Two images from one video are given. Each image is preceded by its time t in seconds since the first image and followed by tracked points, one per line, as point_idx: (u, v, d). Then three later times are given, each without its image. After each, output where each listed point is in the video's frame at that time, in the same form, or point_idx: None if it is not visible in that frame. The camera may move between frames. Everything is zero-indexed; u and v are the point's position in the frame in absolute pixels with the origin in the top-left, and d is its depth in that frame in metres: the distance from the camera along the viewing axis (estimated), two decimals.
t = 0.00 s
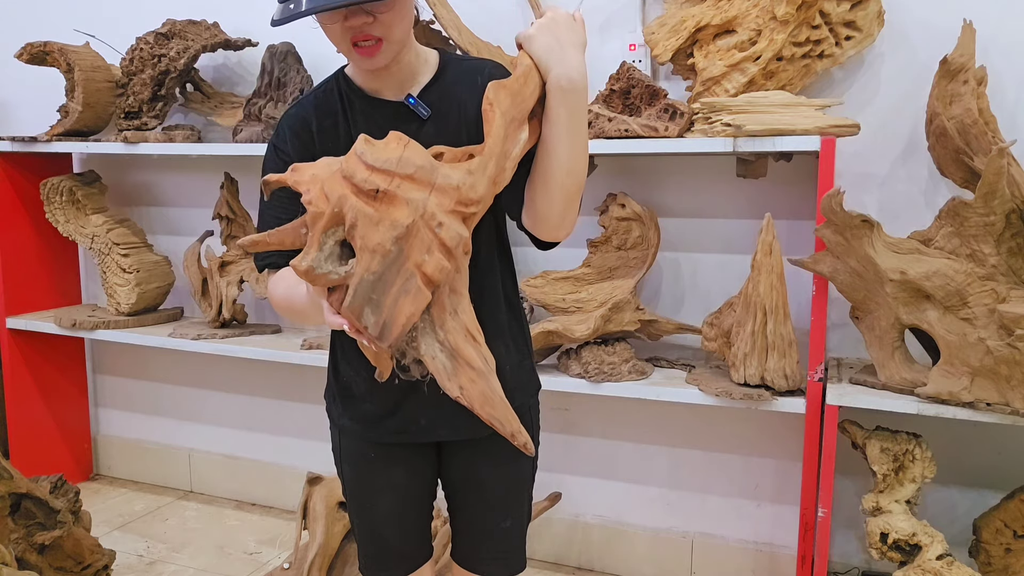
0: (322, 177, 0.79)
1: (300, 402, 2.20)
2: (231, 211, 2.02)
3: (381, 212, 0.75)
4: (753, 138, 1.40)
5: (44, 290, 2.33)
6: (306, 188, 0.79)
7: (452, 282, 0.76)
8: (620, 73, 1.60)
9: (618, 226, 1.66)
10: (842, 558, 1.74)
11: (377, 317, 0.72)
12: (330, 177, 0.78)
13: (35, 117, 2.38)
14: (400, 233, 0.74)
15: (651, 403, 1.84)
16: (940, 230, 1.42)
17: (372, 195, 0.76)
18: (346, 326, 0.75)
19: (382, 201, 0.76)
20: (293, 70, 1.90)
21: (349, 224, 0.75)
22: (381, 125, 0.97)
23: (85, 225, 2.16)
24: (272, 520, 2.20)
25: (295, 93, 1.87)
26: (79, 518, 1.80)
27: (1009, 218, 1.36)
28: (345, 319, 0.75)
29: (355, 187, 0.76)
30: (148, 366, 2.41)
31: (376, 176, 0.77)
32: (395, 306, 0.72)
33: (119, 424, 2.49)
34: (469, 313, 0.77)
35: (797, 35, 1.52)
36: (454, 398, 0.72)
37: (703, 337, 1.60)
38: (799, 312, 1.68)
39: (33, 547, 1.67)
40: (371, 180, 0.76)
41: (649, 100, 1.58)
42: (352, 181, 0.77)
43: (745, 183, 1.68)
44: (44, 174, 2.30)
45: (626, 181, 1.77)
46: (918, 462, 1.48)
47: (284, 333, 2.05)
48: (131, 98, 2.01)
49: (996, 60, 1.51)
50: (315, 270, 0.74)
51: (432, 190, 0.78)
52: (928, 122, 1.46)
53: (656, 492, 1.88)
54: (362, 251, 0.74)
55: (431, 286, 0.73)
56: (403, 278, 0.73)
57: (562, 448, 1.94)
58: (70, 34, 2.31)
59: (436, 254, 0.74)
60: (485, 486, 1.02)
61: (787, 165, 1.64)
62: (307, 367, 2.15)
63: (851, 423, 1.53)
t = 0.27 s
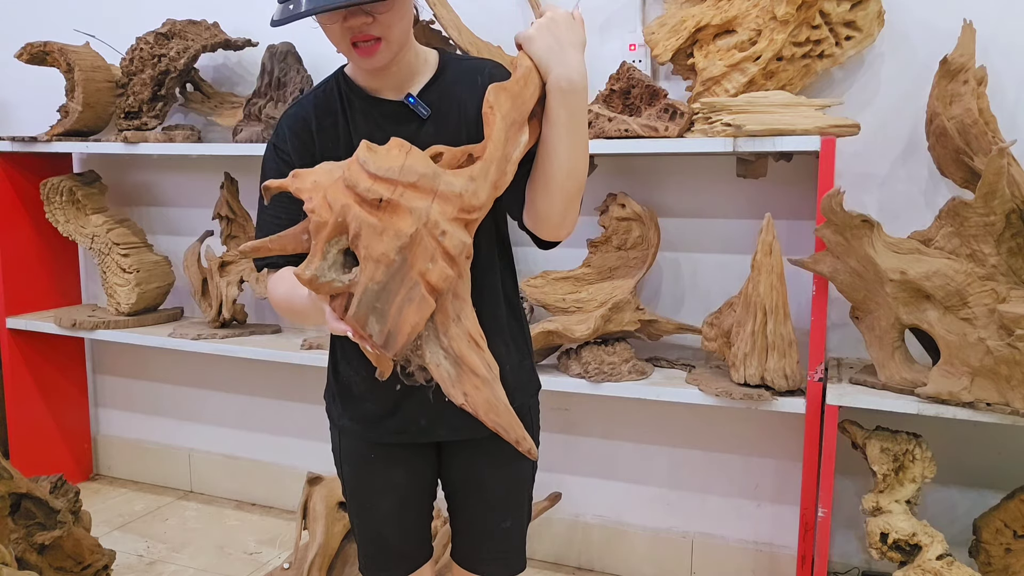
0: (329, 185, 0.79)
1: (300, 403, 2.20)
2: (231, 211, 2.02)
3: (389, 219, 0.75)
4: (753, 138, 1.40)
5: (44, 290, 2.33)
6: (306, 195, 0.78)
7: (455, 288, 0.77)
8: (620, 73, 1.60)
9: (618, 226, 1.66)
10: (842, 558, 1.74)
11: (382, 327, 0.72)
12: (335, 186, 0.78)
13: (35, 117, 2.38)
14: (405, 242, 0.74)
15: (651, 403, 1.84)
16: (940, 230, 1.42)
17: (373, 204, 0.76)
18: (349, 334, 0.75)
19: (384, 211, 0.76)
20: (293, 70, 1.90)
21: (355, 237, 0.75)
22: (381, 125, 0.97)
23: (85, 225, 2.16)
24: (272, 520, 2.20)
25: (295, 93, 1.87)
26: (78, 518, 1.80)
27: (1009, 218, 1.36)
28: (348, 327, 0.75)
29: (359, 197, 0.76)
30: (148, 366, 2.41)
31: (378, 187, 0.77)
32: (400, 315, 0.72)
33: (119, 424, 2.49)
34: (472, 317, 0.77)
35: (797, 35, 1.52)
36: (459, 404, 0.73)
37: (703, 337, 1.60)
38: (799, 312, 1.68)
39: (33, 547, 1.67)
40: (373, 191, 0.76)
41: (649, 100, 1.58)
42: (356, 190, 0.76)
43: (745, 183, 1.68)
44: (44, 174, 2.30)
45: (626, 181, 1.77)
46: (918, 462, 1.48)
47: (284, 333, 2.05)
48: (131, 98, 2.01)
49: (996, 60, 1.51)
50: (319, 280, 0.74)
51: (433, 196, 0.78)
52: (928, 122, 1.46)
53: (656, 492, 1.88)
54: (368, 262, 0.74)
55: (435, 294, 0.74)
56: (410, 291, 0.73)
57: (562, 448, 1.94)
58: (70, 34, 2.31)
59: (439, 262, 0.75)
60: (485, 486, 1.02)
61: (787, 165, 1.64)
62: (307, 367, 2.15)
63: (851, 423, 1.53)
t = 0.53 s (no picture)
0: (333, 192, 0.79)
1: (300, 403, 2.20)
2: (231, 211, 2.02)
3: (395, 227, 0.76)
4: (753, 138, 1.40)
5: (44, 290, 2.33)
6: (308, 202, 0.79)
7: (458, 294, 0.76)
8: (620, 73, 1.60)
9: (618, 226, 1.66)
10: (842, 558, 1.74)
11: (385, 332, 0.71)
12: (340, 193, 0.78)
13: (35, 117, 2.38)
14: (407, 249, 0.74)
15: (651, 403, 1.84)
16: (940, 230, 1.42)
17: (379, 212, 0.76)
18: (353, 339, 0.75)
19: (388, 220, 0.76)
20: (293, 70, 1.90)
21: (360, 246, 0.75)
22: (381, 123, 0.97)
23: (85, 225, 2.16)
24: (272, 520, 2.20)
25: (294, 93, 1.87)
26: (78, 518, 1.80)
27: (1009, 218, 1.36)
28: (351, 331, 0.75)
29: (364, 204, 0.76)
30: (148, 366, 2.41)
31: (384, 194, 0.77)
32: (403, 321, 0.72)
33: (119, 424, 2.49)
34: (475, 321, 0.77)
35: (797, 35, 1.52)
36: (463, 408, 0.73)
37: (703, 337, 1.60)
38: (799, 312, 1.68)
39: (33, 547, 1.67)
40: (379, 199, 0.76)
41: (649, 100, 1.58)
42: (358, 197, 0.76)
43: (745, 183, 1.68)
44: (44, 174, 2.31)
45: (626, 181, 1.77)
46: (918, 462, 1.48)
47: (284, 334, 2.05)
48: (131, 98, 2.01)
49: (996, 59, 1.51)
50: (323, 285, 0.74)
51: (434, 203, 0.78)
52: (928, 122, 1.46)
53: (656, 491, 1.88)
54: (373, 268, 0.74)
55: (438, 300, 0.74)
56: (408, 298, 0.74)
57: (562, 448, 1.94)
58: (70, 34, 2.31)
59: (442, 268, 0.75)
60: (485, 486, 1.02)
61: (787, 165, 1.64)
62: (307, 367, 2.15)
63: (851, 423, 1.53)
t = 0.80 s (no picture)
0: (345, 275, 0.69)
1: (300, 403, 2.21)
2: (231, 211, 2.02)
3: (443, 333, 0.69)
4: (753, 138, 1.40)
5: (44, 290, 2.33)
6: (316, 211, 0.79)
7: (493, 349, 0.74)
8: (620, 73, 1.60)
9: (618, 226, 1.66)
10: (842, 558, 1.74)
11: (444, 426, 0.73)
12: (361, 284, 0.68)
13: (34, 117, 2.38)
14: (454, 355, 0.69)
15: (650, 403, 1.84)
16: (940, 230, 1.42)
17: (421, 324, 0.68)
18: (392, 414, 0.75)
19: (441, 327, 0.68)
20: (293, 70, 1.90)
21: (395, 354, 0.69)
22: (380, 123, 0.97)
23: (85, 225, 2.16)
24: (272, 520, 2.20)
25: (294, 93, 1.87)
26: (78, 518, 1.80)
27: (1009, 218, 1.36)
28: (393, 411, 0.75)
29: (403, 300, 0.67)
30: (148, 366, 2.41)
31: (423, 289, 0.68)
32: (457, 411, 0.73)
33: (119, 424, 2.49)
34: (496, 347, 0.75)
35: (797, 35, 1.52)
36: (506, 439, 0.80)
37: (703, 337, 1.60)
38: (799, 312, 1.68)
39: (33, 547, 1.67)
40: (419, 296, 0.68)
41: (649, 100, 1.58)
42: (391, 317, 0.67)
43: (745, 183, 1.68)
44: (44, 174, 2.30)
45: (626, 181, 1.77)
46: (918, 463, 1.48)
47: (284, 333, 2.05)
48: (131, 98, 2.01)
49: (995, 59, 1.51)
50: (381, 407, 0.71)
51: (481, 272, 0.71)
52: (928, 122, 1.46)
53: (656, 491, 1.88)
54: (424, 386, 0.70)
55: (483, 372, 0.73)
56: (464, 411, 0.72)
57: (562, 448, 1.94)
58: (70, 34, 2.31)
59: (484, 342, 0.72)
60: (486, 486, 1.02)
61: (787, 165, 1.64)
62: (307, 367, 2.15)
63: (851, 423, 1.53)
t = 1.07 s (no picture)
0: (410, 395, 0.72)
1: (300, 403, 2.21)
2: (231, 211, 2.02)
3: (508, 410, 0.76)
4: (753, 138, 1.40)
5: (44, 290, 2.33)
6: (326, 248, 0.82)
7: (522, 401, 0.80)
8: (620, 73, 1.60)
9: (618, 226, 1.66)
10: (842, 558, 1.74)
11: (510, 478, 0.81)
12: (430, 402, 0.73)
13: (35, 118, 2.38)
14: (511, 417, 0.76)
15: (650, 403, 1.84)
16: (940, 230, 1.42)
17: (496, 414, 0.75)
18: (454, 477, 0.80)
19: (513, 410, 0.76)
20: (293, 70, 1.90)
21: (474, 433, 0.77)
22: (372, 127, 0.97)
23: (85, 225, 2.16)
24: (272, 520, 2.20)
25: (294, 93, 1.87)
26: (78, 518, 1.80)
27: (1009, 218, 1.36)
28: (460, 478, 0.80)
29: (480, 403, 0.74)
30: (148, 366, 2.41)
31: (490, 386, 0.76)
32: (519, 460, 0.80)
33: (119, 424, 2.49)
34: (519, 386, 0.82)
35: (797, 35, 1.52)
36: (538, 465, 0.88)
37: (704, 337, 1.60)
38: (799, 312, 1.68)
39: (33, 547, 1.67)
40: (491, 393, 0.75)
41: (649, 100, 1.58)
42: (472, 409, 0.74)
43: (745, 183, 1.68)
44: (44, 174, 2.30)
45: (626, 180, 1.77)
46: (918, 463, 1.48)
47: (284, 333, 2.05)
48: (131, 98, 2.01)
49: (995, 59, 1.51)
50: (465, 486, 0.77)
51: (502, 333, 0.80)
52: (928, 122, 1.46)
53: (656, 491, 1.88)
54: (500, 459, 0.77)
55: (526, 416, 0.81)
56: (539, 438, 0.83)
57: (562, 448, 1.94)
58: (70, 35, 2.31)
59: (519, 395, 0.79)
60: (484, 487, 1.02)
61: (787, 165, 1.64)
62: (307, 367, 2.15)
63: (851, 423, 1.53)
